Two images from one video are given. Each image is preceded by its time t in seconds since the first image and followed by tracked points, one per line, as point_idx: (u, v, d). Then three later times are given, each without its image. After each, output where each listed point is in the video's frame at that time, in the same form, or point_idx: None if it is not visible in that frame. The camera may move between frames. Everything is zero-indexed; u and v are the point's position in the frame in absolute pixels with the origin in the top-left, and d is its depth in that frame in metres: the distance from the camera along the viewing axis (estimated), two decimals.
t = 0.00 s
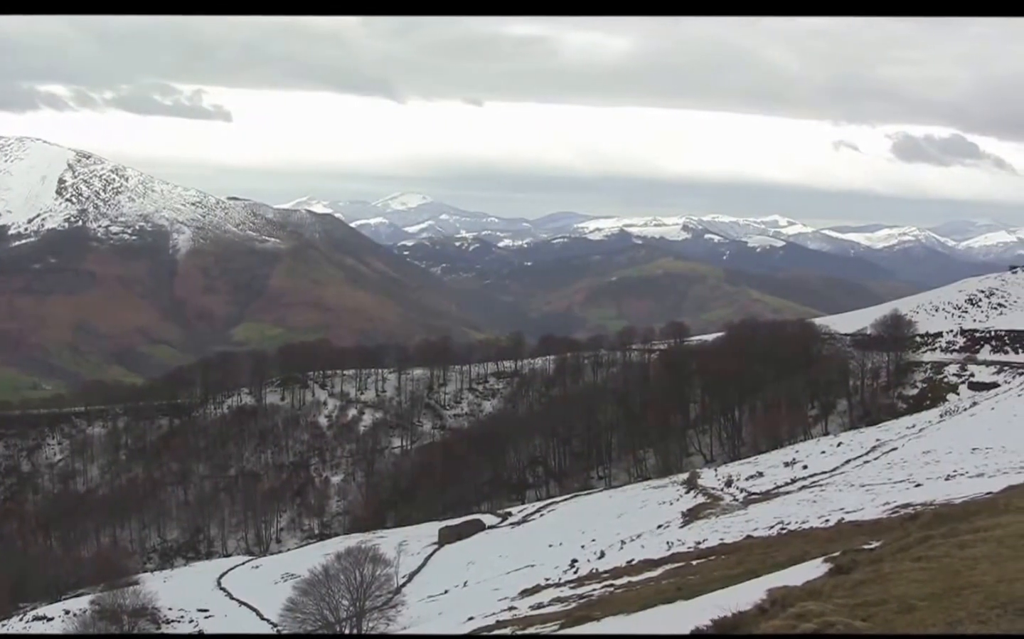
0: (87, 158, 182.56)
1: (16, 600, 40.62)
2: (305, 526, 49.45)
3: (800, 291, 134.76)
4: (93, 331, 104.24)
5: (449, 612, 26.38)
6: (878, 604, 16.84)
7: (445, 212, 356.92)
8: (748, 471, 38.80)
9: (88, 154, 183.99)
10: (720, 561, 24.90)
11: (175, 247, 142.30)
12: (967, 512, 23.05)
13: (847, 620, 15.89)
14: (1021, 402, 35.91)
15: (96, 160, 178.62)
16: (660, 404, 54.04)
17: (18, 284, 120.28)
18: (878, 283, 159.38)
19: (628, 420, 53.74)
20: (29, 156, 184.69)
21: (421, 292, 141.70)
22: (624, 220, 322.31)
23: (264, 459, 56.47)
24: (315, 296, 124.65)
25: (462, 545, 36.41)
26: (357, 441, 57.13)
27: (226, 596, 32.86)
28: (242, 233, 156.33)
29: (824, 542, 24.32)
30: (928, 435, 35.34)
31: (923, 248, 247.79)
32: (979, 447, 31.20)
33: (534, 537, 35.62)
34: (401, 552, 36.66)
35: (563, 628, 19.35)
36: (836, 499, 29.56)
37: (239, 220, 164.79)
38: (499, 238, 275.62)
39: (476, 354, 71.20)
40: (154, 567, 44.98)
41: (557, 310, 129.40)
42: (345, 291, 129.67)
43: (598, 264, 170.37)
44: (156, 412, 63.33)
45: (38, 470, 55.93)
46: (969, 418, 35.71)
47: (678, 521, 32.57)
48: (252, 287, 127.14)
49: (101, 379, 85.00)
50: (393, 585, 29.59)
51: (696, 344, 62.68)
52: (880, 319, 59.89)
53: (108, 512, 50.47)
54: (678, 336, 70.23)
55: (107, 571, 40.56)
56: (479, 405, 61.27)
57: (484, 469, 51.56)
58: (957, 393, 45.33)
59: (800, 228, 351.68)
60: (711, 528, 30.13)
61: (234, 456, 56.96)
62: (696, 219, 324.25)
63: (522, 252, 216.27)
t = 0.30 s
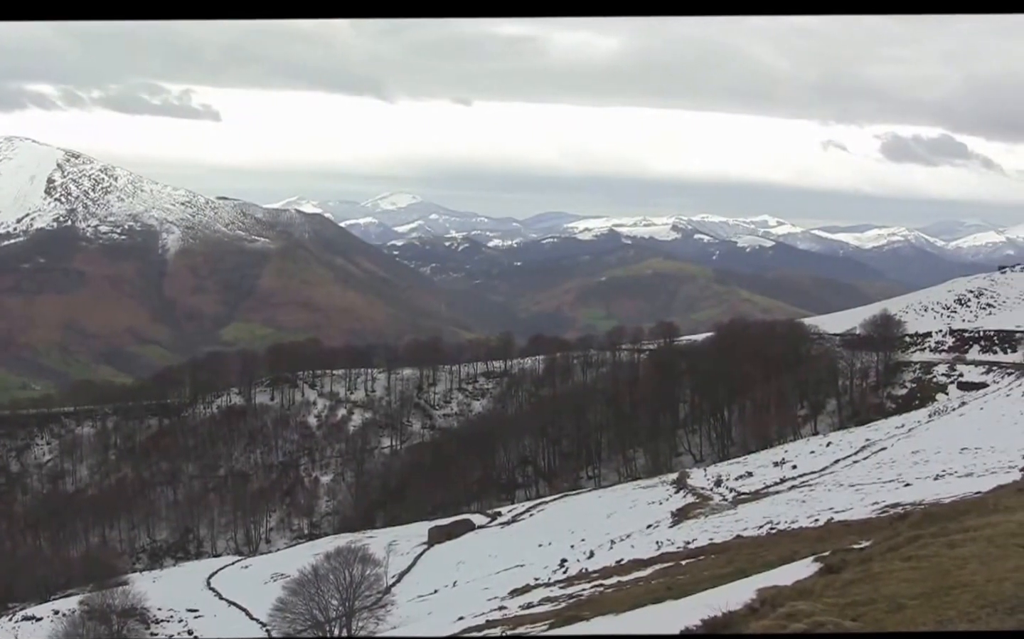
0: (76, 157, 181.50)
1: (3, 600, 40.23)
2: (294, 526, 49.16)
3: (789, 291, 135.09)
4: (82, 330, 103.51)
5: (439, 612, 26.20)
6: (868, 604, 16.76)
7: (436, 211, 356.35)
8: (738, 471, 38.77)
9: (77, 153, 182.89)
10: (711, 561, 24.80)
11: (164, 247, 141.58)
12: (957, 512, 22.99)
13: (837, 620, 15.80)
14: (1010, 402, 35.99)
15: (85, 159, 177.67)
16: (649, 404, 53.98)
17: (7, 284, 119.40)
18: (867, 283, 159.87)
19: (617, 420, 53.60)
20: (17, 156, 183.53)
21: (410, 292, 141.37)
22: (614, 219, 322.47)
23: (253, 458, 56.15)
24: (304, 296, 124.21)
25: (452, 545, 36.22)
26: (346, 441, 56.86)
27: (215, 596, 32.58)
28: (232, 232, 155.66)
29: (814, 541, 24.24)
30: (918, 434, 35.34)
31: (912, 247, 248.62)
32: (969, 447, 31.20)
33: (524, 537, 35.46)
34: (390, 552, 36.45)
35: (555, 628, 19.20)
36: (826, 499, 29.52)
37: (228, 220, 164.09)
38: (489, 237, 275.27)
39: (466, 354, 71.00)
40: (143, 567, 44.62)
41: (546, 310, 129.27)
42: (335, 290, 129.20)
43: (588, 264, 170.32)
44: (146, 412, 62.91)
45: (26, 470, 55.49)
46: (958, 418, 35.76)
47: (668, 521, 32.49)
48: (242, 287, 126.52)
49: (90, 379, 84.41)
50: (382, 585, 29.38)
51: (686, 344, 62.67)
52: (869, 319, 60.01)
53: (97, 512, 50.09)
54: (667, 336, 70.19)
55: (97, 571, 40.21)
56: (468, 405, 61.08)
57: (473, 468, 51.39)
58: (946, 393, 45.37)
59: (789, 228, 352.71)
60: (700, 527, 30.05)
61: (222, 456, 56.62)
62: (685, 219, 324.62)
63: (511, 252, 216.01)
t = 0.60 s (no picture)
0: (64, 157, 180.51)
1: None
2: (282, 526, 48.91)
3: (777, 291, 135.53)
4: (69, 330, 102.84)
5: (428, 612, 26.10)
6: (858, 604, 16.69)
7: (424, 211, 355.92)
8: (726, 471, 38.79)
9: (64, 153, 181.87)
10: (699, 562, 24.74)
11: (152, 247, 140.89)
12: (947, 511, 23.00)
13: (827, 619, 15.73)
14: (998, 402, 36.12)
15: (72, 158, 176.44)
16: (638, 404, 53.95)
17: None
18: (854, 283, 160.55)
19: (606, 421, 53.55)
20: (5, 155, 182.36)
21: (399, 293, 141.11)
22: (603, 220, 322.93)
23: (241, 459, 55.86)
24: (293, 296, 123.78)
25: (441, 545, 36.09)
26: (335, 442, 56.61)
27: (204, 597, 32.29)
28: (220, 232, 155.01)
29: (803, 541, 24.23)
30: (906, 435, 35.42)
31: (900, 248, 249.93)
32: (957, 446, 31.26)
33: (512, 538, 35.36)
34: (379, 552, 36.29)
35: (546, 629, 19.10)
36: (814, 499, 29.51)
37: (217, 220, 163.41)
38: (478, 238, 275.38)
39: (454, 355, 70.87)
40: (132, 568, 44.43)
41: (535, 310, 129.30)
42: (323, 291, 128.81)
43: (577, 264, 170.45)
44: (133, 412, 62.51)
45: (14, 471, 55.06)
46: (946, 418, 35.85)
47: (657, 522, 32.42)
48: (230, 287, 126.01)
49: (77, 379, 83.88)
50: (371, 586, 29.20)
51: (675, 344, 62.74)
52: (858, 319, 60.20)
53: (85, 513, 49.71)
54: (655, 336, 70.25)
55: (85, 572, 39.95)
56: (457, 405, 60.93)
57: (462, 468, 51.23)
58: (935, 393, 45.51)
59: (777, 228, 354.14)
60: (689, 528, 30.00)
61: (210, 457, 56.28)
62: (674, 220, 325.46)
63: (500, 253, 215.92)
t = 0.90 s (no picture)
0: (50, 157, 179.34)
1: None
2: (269, 526, 48.62)
3: (764, 291, 135.94)
4: (55, 329, 102.10)
5: (414, 612, 25.97)
6: (845, 604, 16.64)
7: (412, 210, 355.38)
8: (713, 471, 38.76)
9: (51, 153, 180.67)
10: (687, 561, 24.68)
11: (139, 247, 140.07)
12: (934, 510, 23.03)
13: (815, 619, 15.67)
14: (983, 403, 36.25)
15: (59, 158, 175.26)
16: (625, 404, 53.92)
17: None
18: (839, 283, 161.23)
19: (593, 421, 53.47)
20: None
21: (386, 292, 140.80)
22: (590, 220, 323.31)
23: (227, 459, 55.52)
24: (280, 296, 123.26)
25: (428, 546, 35.93)
26: (322, 442, 56.33)
27: (191, 598, 31.96)
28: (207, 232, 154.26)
29: (790, 541, 24.22)
30: (892, 434, 35.49)
31: (885, 248, 251.12)
32: (944, 446, 31.32)
33: (499, 538, 35.23)
34: (367, 553, 36.10)
35: (535, 629, 18.99)
36: (801, 499, 29.51)
37: (204, 220, 162.59)
38: (465, 238, 275.18)
39: (442, 355, 70.69)
40: (118, 569, 44.13)
41: (522, 310, 129.28)
42: (311, 291, 128.35)
43: (564, 264, 170.47)
44: (120, 412, 62.07)
45: None
46: (932, 418, 35.92)
47: (643, 522, 32.37)
48: (217, 287, 125.40)
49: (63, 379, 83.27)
50: (359, 586, 29.01)
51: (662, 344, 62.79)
52: (845, 319, 60.38)
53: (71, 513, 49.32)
54: (642, 336, 70.27)
55: (71, 573, 39.64)
56: (444, 405, 60.75)
57: (449, 469, 51.05)
58: (921, 393, 45.64)
59: (764, 228, 355.46)
60: (677, 527, 29.94)
61: (196, 457, 55.91)
62: (661, 220, 326.25)
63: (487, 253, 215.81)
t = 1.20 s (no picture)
0: (35, 157, 178.04)
1: None
2: (255, 527, 48.32)
3: (750, 291, 136.43)
4: (39, 329, 101.28)
5: (401, 612, 25.83)
6: (831, 603, 16.59)
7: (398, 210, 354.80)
8: (699, 471, 38.76)
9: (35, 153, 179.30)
10: (672, 562, 24.64)
11: (124, 247, 139.12)
12: (919, 510, 23.09)
13: (802, 618, 15.62)
14: (968, 403, 36.39)
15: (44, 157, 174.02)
16: (611, 404, 53.92)
17: None
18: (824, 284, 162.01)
19: (579, 421, 53.42)
20: None
21: (372, 292, 140.47)
22: (576, 220, 323.80)
23: (213, 460, 55.16)
24: (266, 296, 122.69)
25: (414, 545, 35.81)
26: (308, 442, 56.04)
27: (176, 598, 31.59)
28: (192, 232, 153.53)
29: (776, 540, 24.23)
30: (877, 435, 35.56)
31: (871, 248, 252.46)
32: (929, 446, 31.39)
33: (485, 538, 35.15)
34: (352, 553, 35.91)
35: (523, 628, 18.92)
36: (787, 499, 29.51)
37: (189, 220, 161.65)
38: (452, 239, 274.91)
39: (427, 355, 70.55)
40: (104, 571, 43.90)
41: (508, 310, 129.26)
42: (296, 291, 127.90)
43: (550, 264, 170.51)
44: (104, 412, 61.60)
45: None
46: (917, 418, 36.03)
47: (629, 522, 32.32)
48: (202, 287, 124.78)
49: (47, 379, 82.59)
50: (345, 587, 28.85)
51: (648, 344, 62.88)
52: (831, 319, 60.61)
53: (56, 514, 48.94)
54: (628, 336, 70.35)
55: (55, 574, 39.27)
56: (430, 405, 60.56)
57: (435, 469, 50.88)
58: (906, 393, 45.79)
59: (749, 229, 356.79)
60: (663, 528, 29.89)
61: (180, 457, 55.52)
62: (647, 220, 326.99)
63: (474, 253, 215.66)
